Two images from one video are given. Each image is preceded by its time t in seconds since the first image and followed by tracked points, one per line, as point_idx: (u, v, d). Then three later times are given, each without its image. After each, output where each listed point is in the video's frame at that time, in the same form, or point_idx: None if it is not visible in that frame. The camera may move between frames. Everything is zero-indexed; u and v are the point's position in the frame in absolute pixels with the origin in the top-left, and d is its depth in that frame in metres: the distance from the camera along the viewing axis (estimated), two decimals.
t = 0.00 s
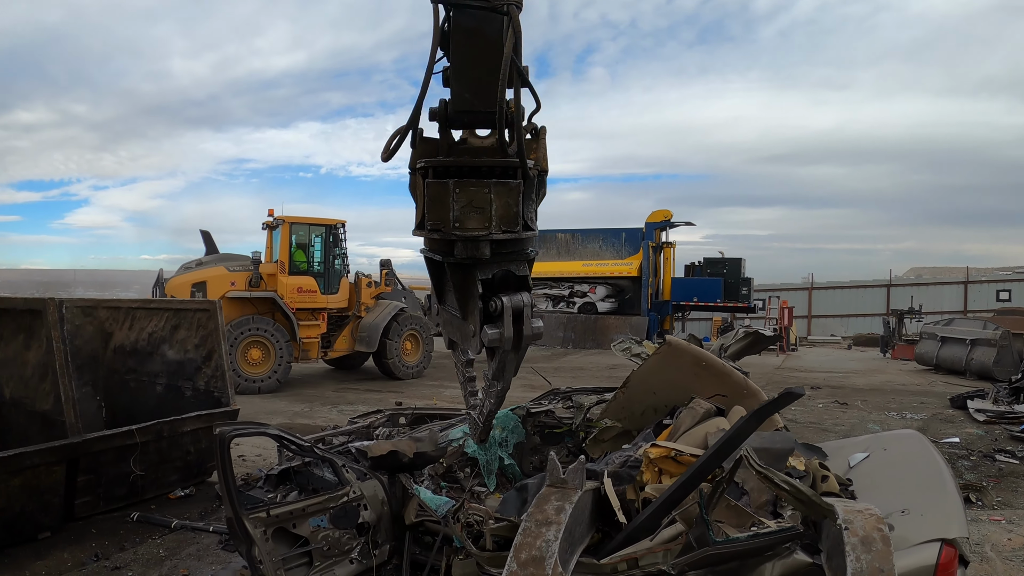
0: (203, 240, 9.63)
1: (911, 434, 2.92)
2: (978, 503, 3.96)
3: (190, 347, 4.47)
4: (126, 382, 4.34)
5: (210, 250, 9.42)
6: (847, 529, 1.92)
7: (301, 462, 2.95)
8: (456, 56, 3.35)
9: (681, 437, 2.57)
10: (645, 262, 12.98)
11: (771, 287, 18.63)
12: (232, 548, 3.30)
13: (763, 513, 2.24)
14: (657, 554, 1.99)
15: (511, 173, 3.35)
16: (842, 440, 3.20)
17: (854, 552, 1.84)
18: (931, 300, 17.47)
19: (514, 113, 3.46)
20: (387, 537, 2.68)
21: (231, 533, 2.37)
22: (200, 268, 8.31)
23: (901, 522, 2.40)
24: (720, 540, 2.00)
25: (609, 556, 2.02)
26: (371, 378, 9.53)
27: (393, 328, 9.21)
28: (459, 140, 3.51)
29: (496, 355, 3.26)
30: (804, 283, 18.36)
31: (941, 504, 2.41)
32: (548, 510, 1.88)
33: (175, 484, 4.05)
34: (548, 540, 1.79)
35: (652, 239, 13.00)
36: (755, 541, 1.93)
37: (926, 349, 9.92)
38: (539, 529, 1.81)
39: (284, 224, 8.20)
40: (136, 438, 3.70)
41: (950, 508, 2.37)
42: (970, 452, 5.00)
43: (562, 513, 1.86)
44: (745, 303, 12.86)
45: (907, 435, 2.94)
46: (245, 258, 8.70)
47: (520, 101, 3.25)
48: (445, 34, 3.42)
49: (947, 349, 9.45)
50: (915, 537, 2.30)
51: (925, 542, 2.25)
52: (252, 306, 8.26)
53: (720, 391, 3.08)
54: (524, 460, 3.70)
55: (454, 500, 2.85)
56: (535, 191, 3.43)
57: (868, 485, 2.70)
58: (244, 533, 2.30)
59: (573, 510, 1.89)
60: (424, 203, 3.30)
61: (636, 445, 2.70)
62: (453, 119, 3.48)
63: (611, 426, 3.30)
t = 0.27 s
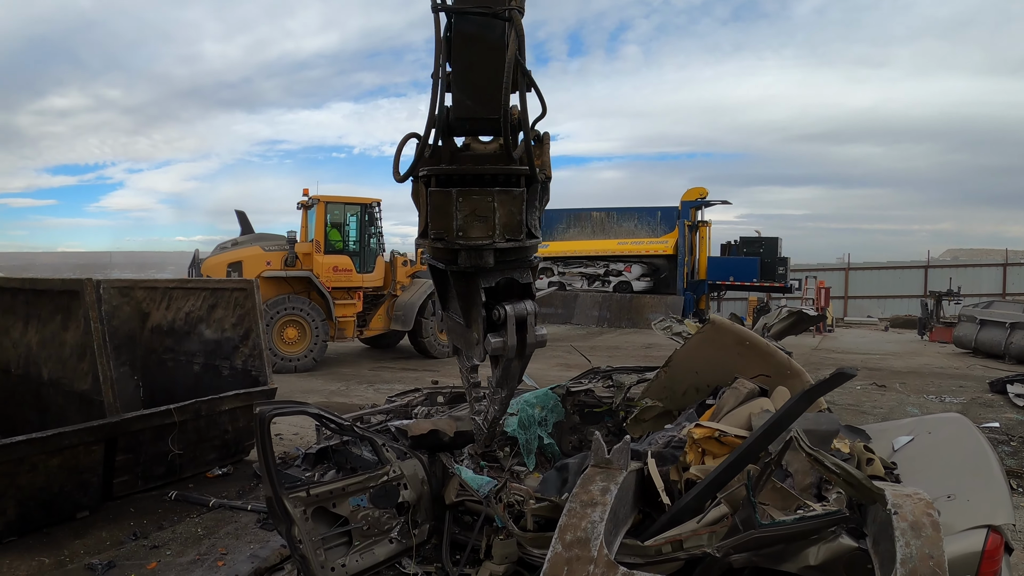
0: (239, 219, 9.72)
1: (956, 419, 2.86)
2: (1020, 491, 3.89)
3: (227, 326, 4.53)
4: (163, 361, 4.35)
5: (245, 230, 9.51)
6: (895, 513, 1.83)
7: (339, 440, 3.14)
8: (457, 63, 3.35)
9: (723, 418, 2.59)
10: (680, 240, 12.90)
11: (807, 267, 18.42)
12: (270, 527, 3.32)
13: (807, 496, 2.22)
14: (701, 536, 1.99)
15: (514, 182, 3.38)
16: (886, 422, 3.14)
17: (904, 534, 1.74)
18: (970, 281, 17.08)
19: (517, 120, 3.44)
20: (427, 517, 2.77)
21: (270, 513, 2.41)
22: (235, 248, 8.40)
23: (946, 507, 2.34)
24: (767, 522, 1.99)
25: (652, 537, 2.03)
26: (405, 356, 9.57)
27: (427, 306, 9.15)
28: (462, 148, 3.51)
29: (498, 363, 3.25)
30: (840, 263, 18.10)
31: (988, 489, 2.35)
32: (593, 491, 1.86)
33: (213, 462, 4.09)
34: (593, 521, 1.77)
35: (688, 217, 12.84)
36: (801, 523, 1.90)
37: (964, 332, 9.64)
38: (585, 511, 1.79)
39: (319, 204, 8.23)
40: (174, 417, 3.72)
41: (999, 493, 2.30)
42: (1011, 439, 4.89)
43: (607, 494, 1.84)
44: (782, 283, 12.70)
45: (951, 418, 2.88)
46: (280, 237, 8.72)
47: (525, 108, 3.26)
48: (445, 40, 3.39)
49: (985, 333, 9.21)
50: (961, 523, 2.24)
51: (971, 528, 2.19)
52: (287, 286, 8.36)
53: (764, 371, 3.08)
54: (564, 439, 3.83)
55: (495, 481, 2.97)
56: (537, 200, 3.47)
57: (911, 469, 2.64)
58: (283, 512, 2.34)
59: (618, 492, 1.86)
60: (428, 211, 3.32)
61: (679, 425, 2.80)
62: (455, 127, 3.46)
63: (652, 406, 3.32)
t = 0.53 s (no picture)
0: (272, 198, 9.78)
1: (999, 405, 2.79)
2: None
3: (262, 305, 4.51)
4: (199, 340, 4.42)
5: (278, 209, 9.57)
6: (943, 499, 1.75)
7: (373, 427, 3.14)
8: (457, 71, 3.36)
9: (765, 400, 2.57)
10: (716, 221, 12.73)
11: (842, 247, 18.21)
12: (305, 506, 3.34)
13: (848, 480, 2.20)
14: (743, 520, 1.95)
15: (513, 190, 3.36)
16: (927, 407, 3.08)
17: (952, 521, 1.66)
18: (1008, 265, 16.73)
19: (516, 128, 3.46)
20: (461, 503, 2.77)
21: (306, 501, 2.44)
22: (268, 227, 8.45)
23: (989, 493, 2.29)
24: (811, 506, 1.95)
25: (694, 519, 1.97)
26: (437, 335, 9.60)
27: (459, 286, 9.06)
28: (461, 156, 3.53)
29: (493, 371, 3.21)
30: (875, 245, 17.84)
31: None
32: (637, 472, 1.84)
33: (248, 440, 4.13)
34: (636, 503, 1.74)
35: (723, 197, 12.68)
36: (845, 508, 1.85)
37: (1002, 316, 9.45)
38: (629, 492, 1.76)
39: (353, 182, 8.25)
40: (210, 395, 3.74)
41: None
42: None
43: (651, 475, 1.82)
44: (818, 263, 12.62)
45: (995, 404, 2.82)
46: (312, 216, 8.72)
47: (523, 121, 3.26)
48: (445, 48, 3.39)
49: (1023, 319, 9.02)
50: (1004, 511, 2.19)
51: (1015, 514, 2.15)
52: (321, 264, 8.36)
53: (806, 353, 3.05)
54: (600, 420, 3.83)
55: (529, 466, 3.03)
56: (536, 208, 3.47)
57: (953, 455, 2.59)
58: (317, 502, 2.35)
59: (661, 473, 1.84)
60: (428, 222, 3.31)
61: (720, 407, 2.79)
62: (455, 135, 3.48)
63: (691, 386, 3.35)
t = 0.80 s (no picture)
0: (284, 187, 9.79)
1: (1013, 399, 2.77)
2: None
3: (275, 295, 4.53)
4: (212, 330, 4.40)
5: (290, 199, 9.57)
6: (960, 491, 1.73)
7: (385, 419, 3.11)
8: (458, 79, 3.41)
9: (775, 390, 2.55)
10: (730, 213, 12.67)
11: (854, 239, 18.13)
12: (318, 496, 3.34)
13: (859, 471, 2.18)
14: (754, 511, 1.94)
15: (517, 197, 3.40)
16: (941, 398, 3.07)
17: (969, 515, 1.64)
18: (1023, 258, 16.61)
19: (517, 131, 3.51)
20: (471, 498, 2.77)
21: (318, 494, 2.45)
22: (281, 216, 8.49)
23: (1003, 487, 2.28)
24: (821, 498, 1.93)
25: (705, 507, 1.95)
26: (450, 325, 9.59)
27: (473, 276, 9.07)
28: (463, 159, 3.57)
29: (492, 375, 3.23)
30: (889, 237, 17.75)
31: None
32: (652, 461, 1.82)
33: (262, 430, 4.13)
34: (652, 492, 1.73)
35: (736, 187, 12.65)
36: (857, 499, 1.84)
37: (1017, 309, 9.38)
38: (644, 481, 1.75)
39: (365, 172, 8.25)
40: (222, 385, 3.74)
41: None
42: None
43: (666, 465, 1.80)
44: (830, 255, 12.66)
45: (1011, 397, 2.80)
46: (324, 207, 8.71)
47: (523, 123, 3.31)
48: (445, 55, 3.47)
49: None
50: (1019, 504, 2.18)
51: None
52: (334, 254, 8.37)
53: (815, 342, 3.04)
54: (611, 411, 3.87)
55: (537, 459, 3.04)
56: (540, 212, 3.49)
57: (966, 447, 2.58)
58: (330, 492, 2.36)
59: (676, 463, 1.82)
60: (432, 227, 3.34)
61: (732, 396, 2.77)
62: (456, 139, 3.54)
63: (702, 376, 3.32)
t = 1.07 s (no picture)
0: (274, 186, 9.76)
1: (1001, 395, 2.77)
2: None
3: (263, 294, 4.47)
4: (200, 329, 4.45)
5: (280, 198, 9.55)
6: (946, 488, 1.74)
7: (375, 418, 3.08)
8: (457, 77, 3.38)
9: (763, 387, 2.55)
10: (719, 212, 12.73)
11: (844, 237, 18.22)
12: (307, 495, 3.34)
13: (847, 468, 2.19)
14: (742, 509, 1.95)
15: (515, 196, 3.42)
16: (929, 393, 3.08)
17: (955, 512, 1.65)
18: (1011, 255, 16.75)
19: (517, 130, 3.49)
20: (462, 497, 2.78)
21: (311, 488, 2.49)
22: (271, 215, 8.46)
23: (991, 483, 2.29)
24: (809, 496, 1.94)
25: (693, 508, 1.96)
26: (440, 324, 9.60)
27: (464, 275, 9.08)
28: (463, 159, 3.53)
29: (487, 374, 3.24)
30: (878, 234, 17.83)
31: None
32: (639, 459, 1.83)
33: (250, 430, 4.14)
34: (638, 490, 1.73)
35: (725, 185, 12.71)
36: (844, 497, 1.84)
37: (1004, 306, 9.45)
38: (630, 479, 1.76)
39: (354, 171, 8.26)
40: (211, 385, 3.70)
41: None
42: None
43: (653, 462, 1.81)
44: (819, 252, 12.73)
45: (998, 392, 2.81)
46: (314, 205, 8.67)
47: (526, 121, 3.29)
48: (445, 53, 3.45)
49: None
50: (1008, 499, 2.19)
51: (1016, 505, 2.14)
52: (323, 254, 8.34)
53: (802, 340, 3.04)
54: (600, 410, 3.91)
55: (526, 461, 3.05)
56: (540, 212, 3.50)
57: (954, 443, 2.60)
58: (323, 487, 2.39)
59: (663, 460, 1.83)
60: (431, 225, 3.33)
61: (719, 394, 2.78)
62: (456, 138, 3.51)
63: (690, 376, 3.33)
